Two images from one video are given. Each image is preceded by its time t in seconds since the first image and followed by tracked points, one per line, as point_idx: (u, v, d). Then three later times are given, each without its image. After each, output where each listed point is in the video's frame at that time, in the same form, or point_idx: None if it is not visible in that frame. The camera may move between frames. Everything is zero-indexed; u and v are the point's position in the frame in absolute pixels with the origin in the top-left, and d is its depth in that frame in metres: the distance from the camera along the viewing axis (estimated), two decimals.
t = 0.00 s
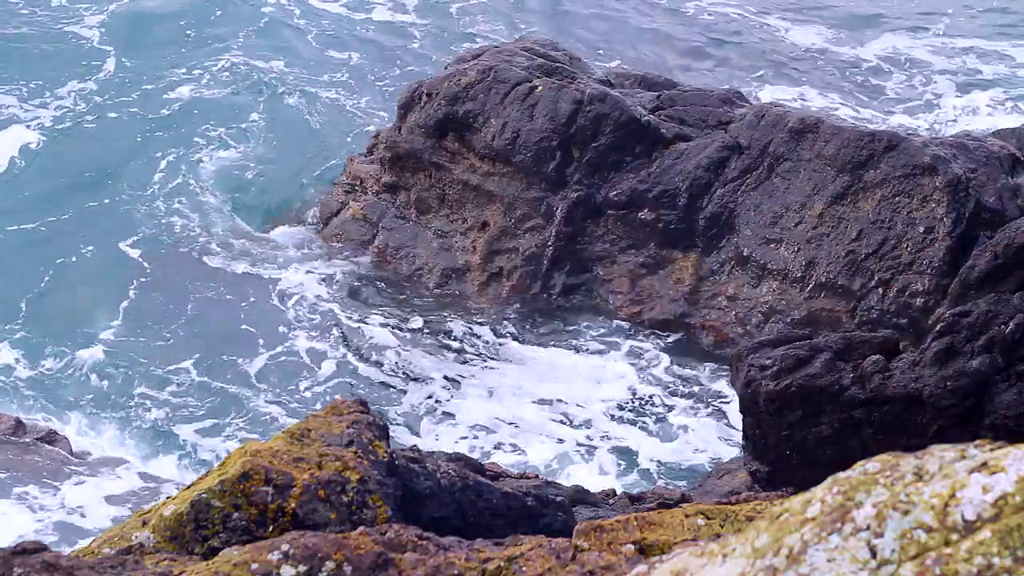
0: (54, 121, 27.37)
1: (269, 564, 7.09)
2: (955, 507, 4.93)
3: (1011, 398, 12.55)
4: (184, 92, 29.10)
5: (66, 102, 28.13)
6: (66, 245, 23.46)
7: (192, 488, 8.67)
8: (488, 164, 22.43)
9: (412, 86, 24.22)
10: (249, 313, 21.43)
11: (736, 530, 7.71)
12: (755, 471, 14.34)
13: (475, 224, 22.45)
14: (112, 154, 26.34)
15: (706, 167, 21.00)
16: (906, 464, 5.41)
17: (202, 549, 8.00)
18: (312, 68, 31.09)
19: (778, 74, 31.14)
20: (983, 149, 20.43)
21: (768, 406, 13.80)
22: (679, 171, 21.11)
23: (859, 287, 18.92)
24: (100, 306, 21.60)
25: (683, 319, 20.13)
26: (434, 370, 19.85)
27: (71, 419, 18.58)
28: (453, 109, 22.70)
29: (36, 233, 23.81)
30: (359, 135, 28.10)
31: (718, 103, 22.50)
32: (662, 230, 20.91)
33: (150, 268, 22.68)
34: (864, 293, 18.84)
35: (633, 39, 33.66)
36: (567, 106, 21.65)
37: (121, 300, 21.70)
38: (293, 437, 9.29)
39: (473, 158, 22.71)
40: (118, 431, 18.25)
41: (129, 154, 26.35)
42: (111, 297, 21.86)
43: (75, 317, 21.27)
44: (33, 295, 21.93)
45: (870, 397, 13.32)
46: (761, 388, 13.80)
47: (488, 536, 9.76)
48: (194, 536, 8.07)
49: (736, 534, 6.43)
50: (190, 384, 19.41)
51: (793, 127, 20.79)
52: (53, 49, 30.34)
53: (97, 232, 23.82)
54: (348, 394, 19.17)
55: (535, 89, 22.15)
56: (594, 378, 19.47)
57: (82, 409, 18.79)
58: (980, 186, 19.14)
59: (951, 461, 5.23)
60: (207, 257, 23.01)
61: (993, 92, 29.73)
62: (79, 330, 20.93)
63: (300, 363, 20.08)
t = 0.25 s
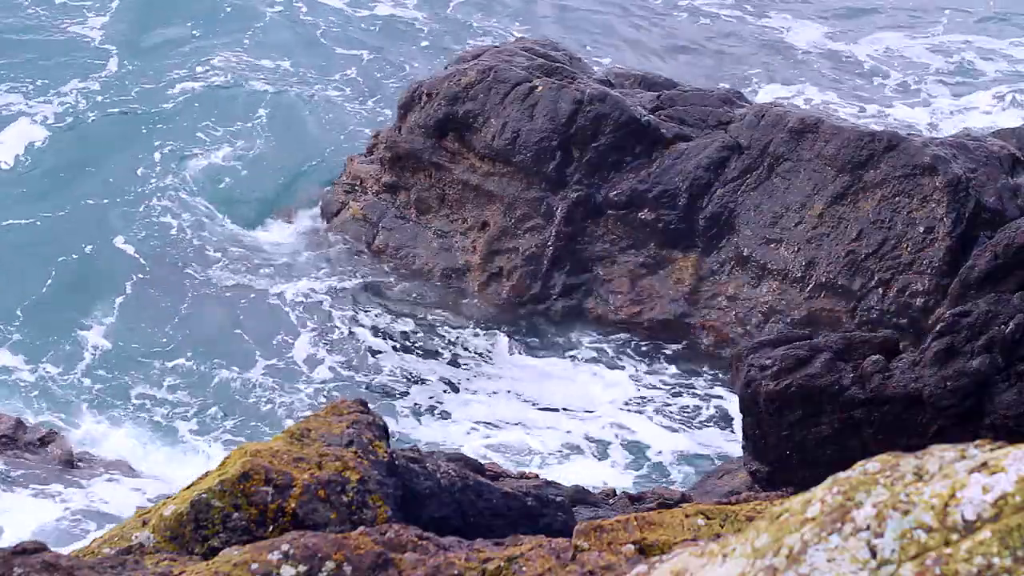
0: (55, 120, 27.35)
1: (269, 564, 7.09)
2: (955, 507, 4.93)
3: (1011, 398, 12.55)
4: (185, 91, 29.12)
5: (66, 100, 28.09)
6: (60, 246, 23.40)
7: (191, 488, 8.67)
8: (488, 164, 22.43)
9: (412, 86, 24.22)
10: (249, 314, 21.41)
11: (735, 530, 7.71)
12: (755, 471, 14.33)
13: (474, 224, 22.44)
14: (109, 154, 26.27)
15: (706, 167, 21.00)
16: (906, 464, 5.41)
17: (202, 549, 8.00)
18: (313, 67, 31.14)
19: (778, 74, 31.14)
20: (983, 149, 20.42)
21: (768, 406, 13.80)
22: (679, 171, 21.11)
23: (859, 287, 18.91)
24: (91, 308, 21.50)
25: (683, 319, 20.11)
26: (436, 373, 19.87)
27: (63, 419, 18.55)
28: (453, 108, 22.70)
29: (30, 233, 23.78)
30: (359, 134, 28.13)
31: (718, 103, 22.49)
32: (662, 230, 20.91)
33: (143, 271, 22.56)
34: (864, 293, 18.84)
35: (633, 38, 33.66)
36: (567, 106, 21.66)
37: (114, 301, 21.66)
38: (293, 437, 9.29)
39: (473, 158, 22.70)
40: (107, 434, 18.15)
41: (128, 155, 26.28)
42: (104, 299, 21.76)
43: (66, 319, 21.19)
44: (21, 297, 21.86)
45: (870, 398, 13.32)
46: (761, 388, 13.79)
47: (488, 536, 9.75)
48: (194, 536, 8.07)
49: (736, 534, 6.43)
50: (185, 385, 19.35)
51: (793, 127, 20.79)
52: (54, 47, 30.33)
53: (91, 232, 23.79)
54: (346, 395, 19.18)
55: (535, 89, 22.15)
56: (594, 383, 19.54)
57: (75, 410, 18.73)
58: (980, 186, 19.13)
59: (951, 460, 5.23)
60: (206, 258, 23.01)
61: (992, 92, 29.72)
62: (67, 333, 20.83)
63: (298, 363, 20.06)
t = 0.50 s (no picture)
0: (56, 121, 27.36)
1: (269, 564, 7.09)
2: (955, 507, 4.93)
3: (1011, 399, 12.56)
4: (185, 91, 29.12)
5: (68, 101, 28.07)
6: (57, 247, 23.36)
7: (191, 488, 8.67)
8: (488, 164, 22.43)
9: (412, 86, 24.23)
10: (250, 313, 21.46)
11: (736, 530, 7.71)
12: (755, 471, 14.33)
13: (474, 224, 22.44)
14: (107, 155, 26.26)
15: (706, 168, 21.00)
16: (906, 464, 5.41)
17: (202, 549, 8.00)
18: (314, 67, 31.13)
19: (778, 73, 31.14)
20: (983, 149, 20.42)
21: (768, 406, 13.80)
22: (679, 171, 21.11)
23: (858, 287, 18.92)
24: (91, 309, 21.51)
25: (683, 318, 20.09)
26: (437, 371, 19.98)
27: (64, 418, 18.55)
28: (453, 108, 22.71)
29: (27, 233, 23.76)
30: (358, 134, 28.14)
31: (718, 103, 22.49)
32: (662, 230, 20.91)
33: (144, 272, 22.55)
34: (864, 293, 18.84)
35: (633, 38, 33.65)
36: (567, 106, 21.66)
37: (113, 301, 21.68)
38: (293, 437, 9.29)
39: (473, 158, 22.70)
40: (106, 434, 18.14)
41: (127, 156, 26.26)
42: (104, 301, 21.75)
43: (66, 319, 21.19)
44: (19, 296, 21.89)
45: (870, 398, 13.32)
46: (761, 388, 13.79)
47: (488, 537, 9.75)
48: (194, 536, 8.06)
49: (736, 534, 6.43)
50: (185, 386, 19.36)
51: (793, 127, 20.79)
52: (56, 47, 30.31)
53: (92, 232, 23.78)
54: (346, 395, 19.18)
55: (535, 89, 22.15)
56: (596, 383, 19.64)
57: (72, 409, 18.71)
58: (979, 186, 19.13)
59: (951, 461, 5.23)
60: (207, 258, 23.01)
61: (993, 92, 29.71)
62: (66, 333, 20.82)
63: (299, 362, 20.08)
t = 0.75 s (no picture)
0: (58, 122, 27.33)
1: (269, 564, 7.09)
2: (955, 507, 4.93)
3: (1011, 399, 12.56)
4: (186, 93, 29.10)
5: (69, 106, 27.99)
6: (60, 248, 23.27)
7: (192, 488, 8.67)
8: (488, 164, 22.44)
9: (412, 86, 24.25)
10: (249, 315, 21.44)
11: (736, 529, 7.72)
12: (755, 471, 14.33)
13: (474, 224, 22.44)
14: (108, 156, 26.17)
15: (706, 167, 21.00)
16: (906, 464, 5.41)
17: (202, 549, 8.00)
18: (315, 68, 31.12)
19: (778, 73, 31.15)
20: (983, 149, 20.42)
21: (768, 406, 13.79)
22: (679, 171, 21.10)
23: (858, 287, 18.92)
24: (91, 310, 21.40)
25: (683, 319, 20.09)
26: (437, 370, 19.93)
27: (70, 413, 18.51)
28: (453, 109, 22.73)
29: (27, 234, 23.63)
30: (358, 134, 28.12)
31: (718, 103, 22.48)
32: (662, 230, 20.91)
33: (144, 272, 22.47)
34: (864, 293, 18.84)
35: (633, 38, 33.65)
36: (567, 106, 21.66)
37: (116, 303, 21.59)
38: (293, 437, 9.29)
39: (473, 158, 22.71)
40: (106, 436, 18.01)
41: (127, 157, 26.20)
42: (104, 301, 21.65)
43: (67, 320, 21.06)
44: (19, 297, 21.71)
45: (870, 398, 13.32)
46: (761, 388, 13.79)
47: (488, 536, 9.75)
48: (194, 536, 8.06)
49: (736, 534, 6.43)
50: (185, 386, 19.29)
51: (793, 127, 20.78)
52: (57, 50, 30.31)
53: (96, 232, 23.76)
54: (347, 395, 19.19)
55: (535, 89, 22.15)
56: (598, 380, 19.58)
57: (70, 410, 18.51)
58: (979, 186, 19.12)
59: (951, 461, 5.23)
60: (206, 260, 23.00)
61: (992, 91, 29.72)
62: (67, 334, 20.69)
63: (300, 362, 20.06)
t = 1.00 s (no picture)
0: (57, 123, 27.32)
1: (269, 564, 7.09)
2: (955, 507, 4.93)
3: (1011, 398, 12.56)
4: (185, 94, 29.08)
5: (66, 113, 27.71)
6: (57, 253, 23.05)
7: (192, 488, 8.67)
8: (488, 164, 22.46)
9: (412, 86, 24.26)
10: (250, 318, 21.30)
11: (736, 529, 7.72)
12: (755, 471, 14.33)
13: (474, 224, 22.46)
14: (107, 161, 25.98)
15: (706, 167, 21.00)
16: (906, 464, 5.41)
17: (202, 549, 8.00)
18: (315, 68, 31.11)
19: (778, 73, 31.13)
20: (983, 149, 20.42)
21: (768, 406, 13.78)
22: (679, 171, 21.11)
23: (858, 287, 18.91)
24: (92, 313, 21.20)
25: (683, 319, 20.22)
26: (446, 368, 19.86)
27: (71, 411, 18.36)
28: (453, 109, 22.75)
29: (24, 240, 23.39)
30: (358, 134, 28.12)
31: (718, 103, 22.47)
32: (662, 229, 20.92)
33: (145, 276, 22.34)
34: (864, 293, 18.83)
35: (633, 37, 33.61)
36: (567, 106, 21.67)
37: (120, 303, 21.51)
38: (293, 437, 9.29)
39: (473, 158, 22.73)
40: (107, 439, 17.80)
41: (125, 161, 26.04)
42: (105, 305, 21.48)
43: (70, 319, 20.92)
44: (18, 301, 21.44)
45: (870, 398, 13.32)
46: (761, 389, 13.78)
47: (488, 536, 9.75)
48: (194, 536, 8.06)
49: (736, 534, 6.43)
50: (189, 387, 19.19)
51: (793, 127, 20.78)
52: (57, 52, 30.31)
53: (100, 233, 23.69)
54: (349, 392, 19.15)
55: (535, 89, 22.17)
56: (605, 379, 19.46)
57: (71, 410, 18.33)
58: (980, 186, 19.10)
59: (951, 461, 5.23)
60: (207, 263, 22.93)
61: (992, 90, 29.71)
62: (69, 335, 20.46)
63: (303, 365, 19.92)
